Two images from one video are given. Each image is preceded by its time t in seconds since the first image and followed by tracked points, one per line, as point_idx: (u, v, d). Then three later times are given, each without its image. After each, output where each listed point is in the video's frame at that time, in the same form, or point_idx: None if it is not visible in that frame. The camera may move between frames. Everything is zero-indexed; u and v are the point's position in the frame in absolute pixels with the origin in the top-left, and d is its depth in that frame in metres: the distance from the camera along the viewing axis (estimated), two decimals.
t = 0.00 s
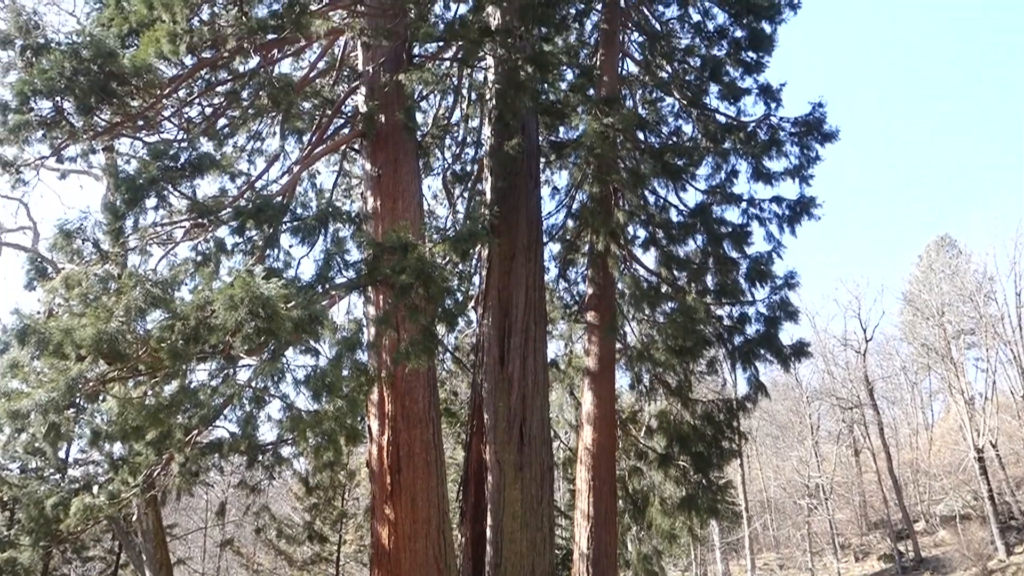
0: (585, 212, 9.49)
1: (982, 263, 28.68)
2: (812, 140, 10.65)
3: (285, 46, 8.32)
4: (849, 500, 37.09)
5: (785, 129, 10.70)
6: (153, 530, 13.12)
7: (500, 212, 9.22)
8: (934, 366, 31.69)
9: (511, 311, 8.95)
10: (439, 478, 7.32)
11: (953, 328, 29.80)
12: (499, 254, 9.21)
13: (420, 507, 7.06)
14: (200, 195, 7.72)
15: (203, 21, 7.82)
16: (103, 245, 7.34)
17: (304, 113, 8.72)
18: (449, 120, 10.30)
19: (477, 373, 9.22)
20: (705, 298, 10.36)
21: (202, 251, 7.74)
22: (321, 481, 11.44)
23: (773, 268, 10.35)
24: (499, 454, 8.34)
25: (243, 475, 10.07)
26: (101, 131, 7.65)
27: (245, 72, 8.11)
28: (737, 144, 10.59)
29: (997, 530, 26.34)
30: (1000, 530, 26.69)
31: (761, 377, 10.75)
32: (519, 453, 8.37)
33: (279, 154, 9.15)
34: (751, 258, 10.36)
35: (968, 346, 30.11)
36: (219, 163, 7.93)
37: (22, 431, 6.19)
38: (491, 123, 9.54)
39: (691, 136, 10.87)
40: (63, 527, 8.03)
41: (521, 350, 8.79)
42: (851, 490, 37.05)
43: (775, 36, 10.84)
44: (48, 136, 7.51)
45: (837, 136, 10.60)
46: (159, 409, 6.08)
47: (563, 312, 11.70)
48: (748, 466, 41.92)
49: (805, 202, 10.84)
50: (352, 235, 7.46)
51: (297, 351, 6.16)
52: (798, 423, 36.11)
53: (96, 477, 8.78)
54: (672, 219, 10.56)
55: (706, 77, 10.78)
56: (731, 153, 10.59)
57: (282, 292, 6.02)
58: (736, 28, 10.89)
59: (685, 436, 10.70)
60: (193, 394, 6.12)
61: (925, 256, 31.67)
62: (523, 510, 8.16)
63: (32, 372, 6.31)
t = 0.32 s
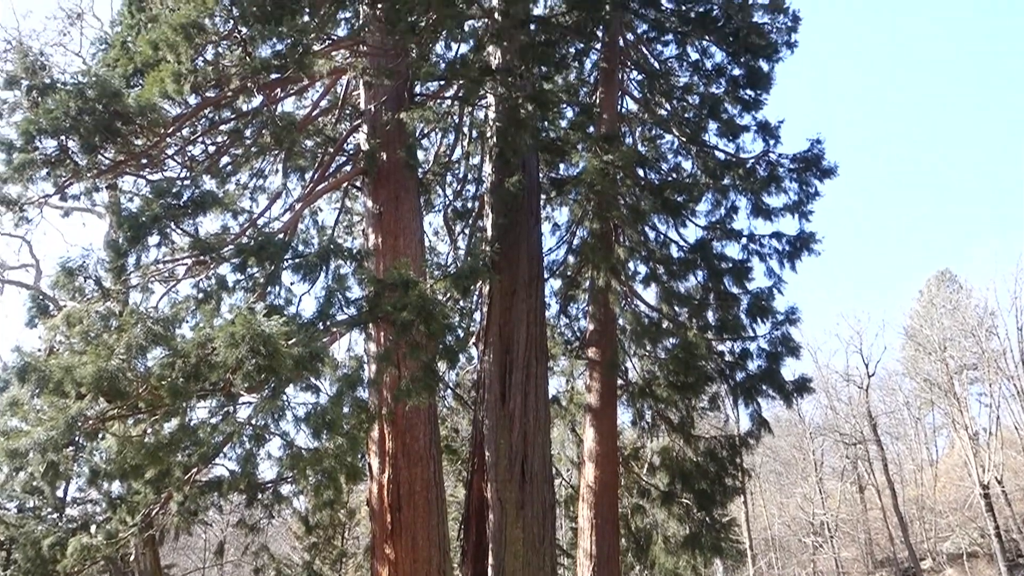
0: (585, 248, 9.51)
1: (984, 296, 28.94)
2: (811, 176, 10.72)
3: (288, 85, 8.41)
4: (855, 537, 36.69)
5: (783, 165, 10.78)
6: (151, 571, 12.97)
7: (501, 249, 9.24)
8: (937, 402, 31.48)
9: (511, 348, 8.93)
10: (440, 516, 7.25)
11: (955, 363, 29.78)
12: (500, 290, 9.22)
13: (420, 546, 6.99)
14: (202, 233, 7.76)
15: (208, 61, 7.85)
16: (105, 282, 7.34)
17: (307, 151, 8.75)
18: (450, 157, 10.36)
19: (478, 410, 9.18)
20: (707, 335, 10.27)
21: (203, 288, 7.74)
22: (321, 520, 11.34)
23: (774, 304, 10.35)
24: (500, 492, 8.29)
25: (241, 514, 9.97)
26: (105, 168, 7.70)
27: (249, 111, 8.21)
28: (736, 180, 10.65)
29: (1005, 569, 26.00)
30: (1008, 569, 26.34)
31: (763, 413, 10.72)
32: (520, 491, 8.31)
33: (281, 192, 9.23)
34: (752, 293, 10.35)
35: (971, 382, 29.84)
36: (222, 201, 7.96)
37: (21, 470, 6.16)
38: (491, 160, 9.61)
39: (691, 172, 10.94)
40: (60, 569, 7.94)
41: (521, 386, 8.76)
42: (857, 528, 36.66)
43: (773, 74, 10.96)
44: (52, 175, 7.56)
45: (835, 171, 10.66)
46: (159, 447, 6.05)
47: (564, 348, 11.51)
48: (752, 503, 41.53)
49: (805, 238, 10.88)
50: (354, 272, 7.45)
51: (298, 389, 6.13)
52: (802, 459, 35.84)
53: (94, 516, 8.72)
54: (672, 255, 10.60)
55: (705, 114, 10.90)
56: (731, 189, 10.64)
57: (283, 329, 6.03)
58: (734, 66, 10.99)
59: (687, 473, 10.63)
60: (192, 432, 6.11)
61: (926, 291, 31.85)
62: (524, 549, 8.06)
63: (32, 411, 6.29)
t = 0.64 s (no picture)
0: (586, 284, 9.51)
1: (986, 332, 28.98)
2: (811, 213, 10.78)
3: (292, 124, 8.49)
4: None
5: (783, 203, 10.85)
6: None
7: (502, 286, 9.25)
8: (942, 439, 31.25)
9: (513, 386, 8.91)
10: (441, 557, 7.19)
11: (959, 399, 29.82)
12: (502, 328, 9.22)
13: None
14: (205, 270, 7.80)
15: (213, 101, 7.95)
16: (107, 319, 7.34)
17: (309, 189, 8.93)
18: (452, 195, 10.41)
19: (479, 448, 9.13)
20: (709, 371, 10.29)
21: (205, 325, 7.76)
22: (321, 560, 11.21)
23: (775, 340, 10.36)
24: (502, 532, 8.22)
25: (240, 554, 9.86)
26: (109, 207, 7.74)
27: (252, 150, 8.29)
28: (736, 217, 10.71)
29: None
30: None
31: (767, 451, 10.66)
32: (522, 531, 8.24)
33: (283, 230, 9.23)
34: (754, 330, 10.38)
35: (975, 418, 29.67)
36: (225, 239, 7.98)
37: (18, 510, 6.11)
38: (493, 198, 9.69)
39: (691, 209, 10.98)
40: None
41: (524, 424, 8.73)
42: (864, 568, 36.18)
43: (772, 113, 11.06)
44: (56, 214, 7.61)
45: (835, 209, 10.73)
46: (158, 487, 6.05)
47: (567, 386, 11.44)
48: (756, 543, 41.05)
49: (806, 274, 10.90)
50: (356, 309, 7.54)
51: (298, 428, 6.09)
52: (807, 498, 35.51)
53: (91, 557, 8.62)
54: (673, 292, 10.58)
55: (705, 152, 11.00)
56: (731, 227, 10.67)
57: (285, 366, 6.03)
58: (733, 105, 11.10)
59: (691, 512, 10.54)
60: (192, 471, 6.07)
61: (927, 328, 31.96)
62: None
63: (31, 450, 6.23)
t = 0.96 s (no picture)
0: (588, 326, 9.53)
1: (990, 373, 28.93)
2: (812, 255, 10.83)
3: (296, 167, 8.55)
4: None
5: (784, 244, 10.90)
6: None
7: (504, 327, 9.25)
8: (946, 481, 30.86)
9: (515, 428, 8.88)
10: None
11: (965, 441, 29.38)
12: (504, 369, 9.20)
13: None
14: (206, 312, 7.81)
15: (217, 144, 7.99)
16: (107, 361, 7.32)
17: (313, 232, 9.30)
18: (454, 236, 10.39)
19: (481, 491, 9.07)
20: (712, 413, 10.29)
21: (205, 366, 7.70)
22: None
23: (779, 382, 10.29)
24: None
25: None
26: (113, 249, 7.77)
27: (256, 192, 8.36)
28: (738, 258, 10.74)
29: None
30: None
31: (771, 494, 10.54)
32: None
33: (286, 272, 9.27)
34: (756, 371, 10.35)
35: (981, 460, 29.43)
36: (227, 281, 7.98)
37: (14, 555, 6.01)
38: (494, 239, 9.72)
39: (693, 250, 11.00)
40: None
41: (525, 467, 8.68)
42: None
43: (771, 154, 11.21)
44: (59, 256, 7.63)
45: (836, 250, 10.78)
46: (156, 532, 6.01)
47: (569, 428, 11.38)
48: None
49: (807, 315, 10.89)
50: (357, 351, 7.49)
51: (298, 471, 6.03)
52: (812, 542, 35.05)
53: None
54: (675, 333, 10.52)
55: (705, 194, 11.05)
56: (732, 267, 10.70)
57: (285, 409, 6.00)
58: (733, 147, 11.20)
59: (695, 557, 10.32)
60: (190, 515, 5.99)
61: (930, 369, 31.75)
62: None
63: (28, 494, 6.18)
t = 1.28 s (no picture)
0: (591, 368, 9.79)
1: (994, 416, 28.75)
2: (813, 297, 10.85)
3: (299, 209, 8.61)
4: None
5: (785, 286, 10.91)
6: None
7: (505, 370, 9.22)
8: (953, 524, 30.17)
9: (516, 472, 8.81)
10: None
11: (971, 484, 28.95)
12: (505, 412, 9.16)
13: None
14: (206, 353, 7.79)
15: (221, 186, 8.03)
16: (107, 403, 7.29)
17: (315, 274, 9.05)
18: (456, 278, 10.37)
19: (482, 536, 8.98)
20: (714, 457, 10.13)
21: (204, 410, 7.62)
22: None
23: (782, 425, 10.25)
24: None
25: None
26: (114, 290, 7.78)
27: (258, 235, 8.38)
28: (739, 301, 10.76)
29: None
30: None
31: (776, 539, 10.40)
32: None
33: (288, 314, 9.36)
34: (759, 415, 10.33)
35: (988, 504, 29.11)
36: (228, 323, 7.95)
37: None
38: (496, 281, 9.72)
39: (693, 292, 10.98)
40: None
41: (526, 511, 8.59)
42: None
43: (771, 198, 11.25)
44: (62, 297, 7.64)
45: (837, 292, 10.85)
46: None
47: (570, 471, 11.26)
48: None
49: (810, 358, 10.87)
50: (357, 393, 7.42)
51: (297, 515, 5.98)
52: None
53: None
54: (677, 375, 10.57)
55: (705, 237, 11.02)
56: (733, 309, 10.72)
57: (285, 453, 5.96)
58: (733, 190, 11.27)
59: None
60: (186, 560, 5.92)
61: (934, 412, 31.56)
62: None
63: (23, 538, 6.02)
